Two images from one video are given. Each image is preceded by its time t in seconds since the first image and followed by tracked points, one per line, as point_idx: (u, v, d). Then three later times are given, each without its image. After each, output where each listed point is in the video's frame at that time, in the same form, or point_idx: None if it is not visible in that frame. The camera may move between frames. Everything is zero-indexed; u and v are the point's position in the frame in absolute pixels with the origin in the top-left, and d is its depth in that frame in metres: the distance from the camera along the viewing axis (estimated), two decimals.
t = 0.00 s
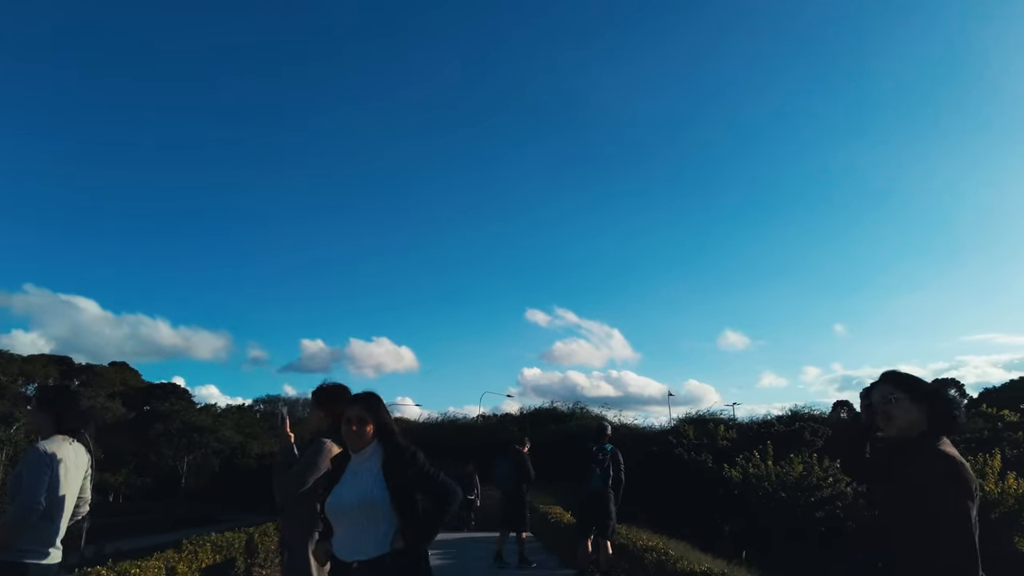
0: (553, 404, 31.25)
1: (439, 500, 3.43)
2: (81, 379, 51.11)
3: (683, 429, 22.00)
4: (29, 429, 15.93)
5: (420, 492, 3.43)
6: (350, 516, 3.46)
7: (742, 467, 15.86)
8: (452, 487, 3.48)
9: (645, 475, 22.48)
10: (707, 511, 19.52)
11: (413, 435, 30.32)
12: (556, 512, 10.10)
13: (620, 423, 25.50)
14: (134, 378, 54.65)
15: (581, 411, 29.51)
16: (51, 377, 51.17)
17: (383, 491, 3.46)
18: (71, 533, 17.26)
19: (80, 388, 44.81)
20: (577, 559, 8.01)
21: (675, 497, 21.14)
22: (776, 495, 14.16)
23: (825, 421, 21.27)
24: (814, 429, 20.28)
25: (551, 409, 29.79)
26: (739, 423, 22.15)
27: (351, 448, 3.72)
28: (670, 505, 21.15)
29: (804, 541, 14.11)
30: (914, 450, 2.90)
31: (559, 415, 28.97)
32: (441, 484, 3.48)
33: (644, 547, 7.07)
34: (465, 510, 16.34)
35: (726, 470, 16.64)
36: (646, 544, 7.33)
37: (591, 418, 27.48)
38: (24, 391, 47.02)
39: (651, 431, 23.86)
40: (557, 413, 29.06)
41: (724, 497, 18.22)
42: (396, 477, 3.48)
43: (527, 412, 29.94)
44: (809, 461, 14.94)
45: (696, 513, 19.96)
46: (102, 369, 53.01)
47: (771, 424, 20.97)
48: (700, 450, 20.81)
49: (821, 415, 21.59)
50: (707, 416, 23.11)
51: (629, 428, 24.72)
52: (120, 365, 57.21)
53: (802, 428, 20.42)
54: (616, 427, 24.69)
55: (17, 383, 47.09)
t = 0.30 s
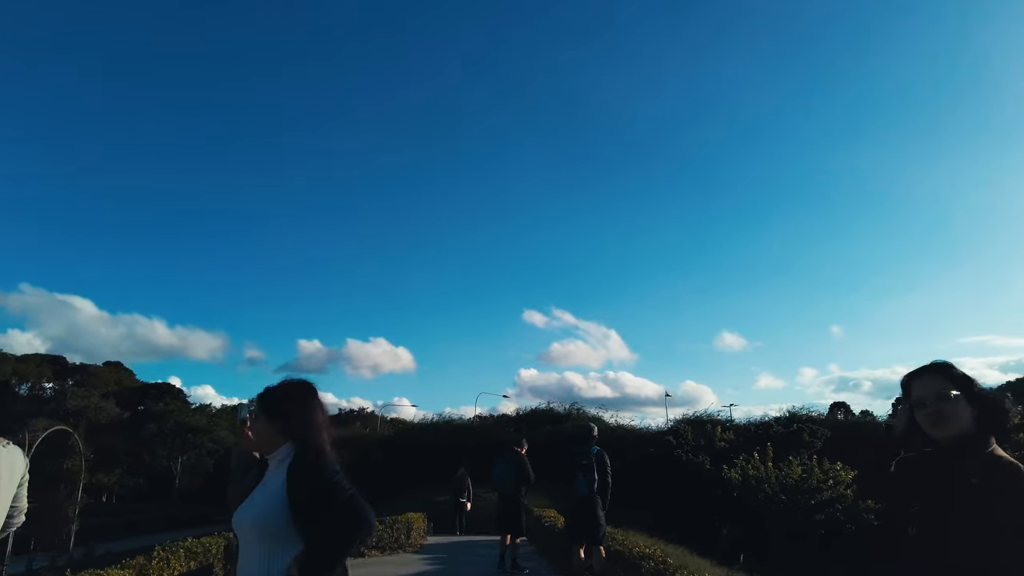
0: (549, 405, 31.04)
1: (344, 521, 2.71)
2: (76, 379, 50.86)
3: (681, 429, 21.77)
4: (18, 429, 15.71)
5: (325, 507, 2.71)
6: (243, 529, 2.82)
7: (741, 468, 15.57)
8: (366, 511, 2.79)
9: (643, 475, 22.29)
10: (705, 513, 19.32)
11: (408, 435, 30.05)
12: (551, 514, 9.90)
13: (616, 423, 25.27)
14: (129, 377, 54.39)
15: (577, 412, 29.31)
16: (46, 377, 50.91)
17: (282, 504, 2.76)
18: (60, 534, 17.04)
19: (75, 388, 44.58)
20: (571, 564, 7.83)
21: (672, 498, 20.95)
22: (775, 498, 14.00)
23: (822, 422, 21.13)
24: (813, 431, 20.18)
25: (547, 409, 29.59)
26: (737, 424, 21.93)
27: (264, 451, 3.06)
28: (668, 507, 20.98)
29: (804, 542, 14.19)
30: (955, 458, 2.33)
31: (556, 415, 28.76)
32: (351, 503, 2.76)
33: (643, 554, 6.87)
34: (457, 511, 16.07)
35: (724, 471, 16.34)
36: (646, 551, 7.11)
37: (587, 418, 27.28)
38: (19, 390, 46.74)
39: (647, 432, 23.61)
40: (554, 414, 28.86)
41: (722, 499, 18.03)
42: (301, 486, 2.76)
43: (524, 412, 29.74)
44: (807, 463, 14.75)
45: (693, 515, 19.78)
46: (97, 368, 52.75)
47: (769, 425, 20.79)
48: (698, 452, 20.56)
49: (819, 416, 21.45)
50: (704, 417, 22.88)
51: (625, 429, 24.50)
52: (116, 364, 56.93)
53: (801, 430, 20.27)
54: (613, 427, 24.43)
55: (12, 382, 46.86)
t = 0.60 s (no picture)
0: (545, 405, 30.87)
1: (167, 557, 1.78)
2: (70, 378, 50.43)
3: (679, 429, 21.49)
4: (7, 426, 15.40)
5: (148, 535, 1.78)
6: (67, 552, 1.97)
7: (741, 469, 15.32)
8: (206, 551, 1.85)
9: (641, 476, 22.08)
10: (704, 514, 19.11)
11: (404, 435, 29.81)
12: (545, 516, 9.74)
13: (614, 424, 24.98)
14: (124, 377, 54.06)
15: (574, 412, 29.12)
16: (40, 377, 50.47)
17: (100, 523, 1.87)
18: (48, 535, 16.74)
19: (69, 388, 44.17)
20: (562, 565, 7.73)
21: (671, 500, 20.73)
22: (775, 499, 13.82)
23: (820, 422, 20.97)
24: (811, 431, 20.03)
25: (543, 409, 29.41)
26: (735, 424, 21.69)
27: (119, 442, 2.14)
28: (665, 509, 20.77)
29: (803, 542, 14.10)
30: (1007, 459, 1.97)
31: (552, 416, 28.59)
32: (183, 531, 1.82)
33: (637, 560, 6.61)
34: (450, 518, 15.97)
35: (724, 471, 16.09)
36: (640, 556, 6.86)
37: (584, 419, 27.11)
38: (13, 389, 46.35)
39: (644, 432, 23.37)
40: (549, 414, 28.69)
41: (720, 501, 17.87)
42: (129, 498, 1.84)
43: (520, 412, 29.51)
44: (808, 465, 14.55)
45: (691, 518, 19.60)
46: (92, 368, 52.38)
47: (767, 425, 20.63)
48: (697, 453, 20.31)
49: (816, 416, 21.31)
50: (702, 418, 22.67)
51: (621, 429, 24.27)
52: (110, 364, 56.53)
53: (799, 430, 20.09)
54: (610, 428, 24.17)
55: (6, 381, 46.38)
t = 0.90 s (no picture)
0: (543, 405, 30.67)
1: None
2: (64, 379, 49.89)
3: (678, 431, 21.22)
4: None
5: None
6: None
7: (743, 470, 15.11)
8: None
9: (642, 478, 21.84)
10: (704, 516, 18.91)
11: (401, 437, 29.60)
12: (540, 520, 9.54)
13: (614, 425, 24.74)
14: (120, 377, 53.60)
15: (572, 413, 28.92)
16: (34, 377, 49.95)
17: None
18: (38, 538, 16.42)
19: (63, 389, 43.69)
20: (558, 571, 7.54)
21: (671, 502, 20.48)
22: (778, 501, 13.61)
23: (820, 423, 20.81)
24: (812, 432, 19.82)
25: (542, 410, 29.21)
26: (735, 426, 21.45)
27: None
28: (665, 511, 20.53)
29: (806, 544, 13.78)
30: None
31: (550, 417, 28.40)
32: None
33: (640, 567, 6.38)
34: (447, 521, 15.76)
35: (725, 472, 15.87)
36: (643, 564, 6.63)
37: (583, 420, 26.91)
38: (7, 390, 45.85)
39: (644, 433, 23.14)
40: (548, 415, 28.49)
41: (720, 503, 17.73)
42: None
43: (518, 413, 29.29)
44: (812, 467, 14.34)
45: (692, 521, 19.38)
46: (87, 368, 51.90)
47: (768, 426, 20.47)
48: (697, 454, 20.09)
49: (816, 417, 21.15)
50: (702, 419, 22.45)
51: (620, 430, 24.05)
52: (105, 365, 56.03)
53: (800, 431, 19.89)
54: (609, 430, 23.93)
55: None
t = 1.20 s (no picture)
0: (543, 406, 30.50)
1: None
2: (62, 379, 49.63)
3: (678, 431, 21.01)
4: None
5: None
6: None
7: (745, 471, 14.92)
8: None
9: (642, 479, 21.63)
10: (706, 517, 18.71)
11: (399, 437, 29.41)
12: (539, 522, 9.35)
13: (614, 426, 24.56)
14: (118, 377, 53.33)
15: (571, 413, 28.76)
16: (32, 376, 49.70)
17: None
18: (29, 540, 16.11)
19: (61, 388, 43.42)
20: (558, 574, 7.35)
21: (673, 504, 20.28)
22: (782, 503, 13.43)
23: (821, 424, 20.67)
24: (815, 433, 19.60)
25: (542, 410, 29.05)
26: (738, 426, 21.23)
27: None
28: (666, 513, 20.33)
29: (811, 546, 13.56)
30: None
31: (549, 417, 28.25)
32: None
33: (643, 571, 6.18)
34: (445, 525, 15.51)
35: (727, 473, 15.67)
36: (647, 569, 6.43)
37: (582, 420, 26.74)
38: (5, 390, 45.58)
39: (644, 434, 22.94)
40: (547, 415, 28.33)
41: (721, 504, 17.53)
42: None
43: (517, 413, 29.12)
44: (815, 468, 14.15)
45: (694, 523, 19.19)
46: (86, 368, 51.63)
47: (769, 427, 20.30)
48: (699, 455, 19.91)
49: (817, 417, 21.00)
50: (702, 419, 22.26)
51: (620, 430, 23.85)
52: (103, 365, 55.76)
53: (803, 431, 19.71)
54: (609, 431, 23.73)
55: None
